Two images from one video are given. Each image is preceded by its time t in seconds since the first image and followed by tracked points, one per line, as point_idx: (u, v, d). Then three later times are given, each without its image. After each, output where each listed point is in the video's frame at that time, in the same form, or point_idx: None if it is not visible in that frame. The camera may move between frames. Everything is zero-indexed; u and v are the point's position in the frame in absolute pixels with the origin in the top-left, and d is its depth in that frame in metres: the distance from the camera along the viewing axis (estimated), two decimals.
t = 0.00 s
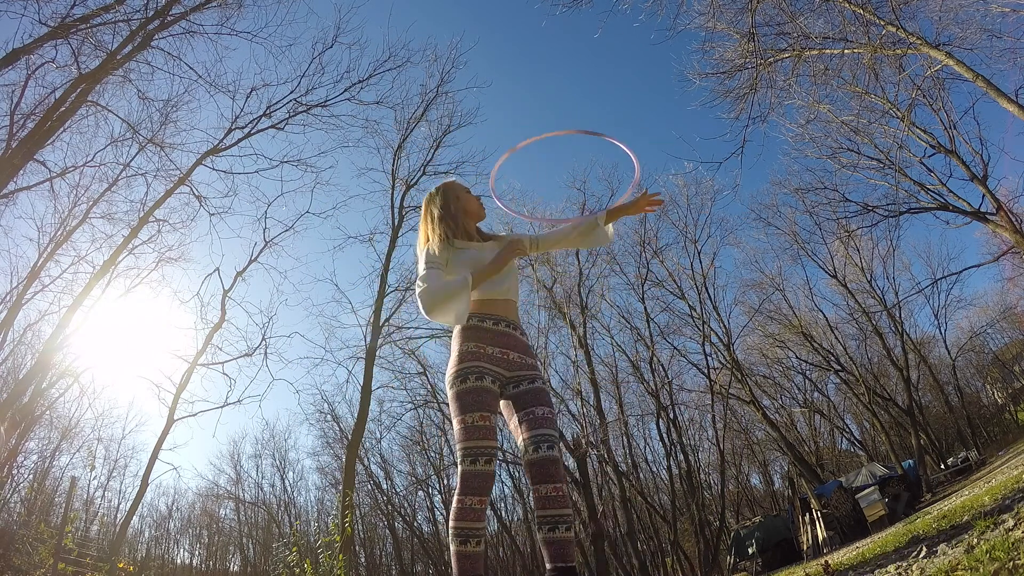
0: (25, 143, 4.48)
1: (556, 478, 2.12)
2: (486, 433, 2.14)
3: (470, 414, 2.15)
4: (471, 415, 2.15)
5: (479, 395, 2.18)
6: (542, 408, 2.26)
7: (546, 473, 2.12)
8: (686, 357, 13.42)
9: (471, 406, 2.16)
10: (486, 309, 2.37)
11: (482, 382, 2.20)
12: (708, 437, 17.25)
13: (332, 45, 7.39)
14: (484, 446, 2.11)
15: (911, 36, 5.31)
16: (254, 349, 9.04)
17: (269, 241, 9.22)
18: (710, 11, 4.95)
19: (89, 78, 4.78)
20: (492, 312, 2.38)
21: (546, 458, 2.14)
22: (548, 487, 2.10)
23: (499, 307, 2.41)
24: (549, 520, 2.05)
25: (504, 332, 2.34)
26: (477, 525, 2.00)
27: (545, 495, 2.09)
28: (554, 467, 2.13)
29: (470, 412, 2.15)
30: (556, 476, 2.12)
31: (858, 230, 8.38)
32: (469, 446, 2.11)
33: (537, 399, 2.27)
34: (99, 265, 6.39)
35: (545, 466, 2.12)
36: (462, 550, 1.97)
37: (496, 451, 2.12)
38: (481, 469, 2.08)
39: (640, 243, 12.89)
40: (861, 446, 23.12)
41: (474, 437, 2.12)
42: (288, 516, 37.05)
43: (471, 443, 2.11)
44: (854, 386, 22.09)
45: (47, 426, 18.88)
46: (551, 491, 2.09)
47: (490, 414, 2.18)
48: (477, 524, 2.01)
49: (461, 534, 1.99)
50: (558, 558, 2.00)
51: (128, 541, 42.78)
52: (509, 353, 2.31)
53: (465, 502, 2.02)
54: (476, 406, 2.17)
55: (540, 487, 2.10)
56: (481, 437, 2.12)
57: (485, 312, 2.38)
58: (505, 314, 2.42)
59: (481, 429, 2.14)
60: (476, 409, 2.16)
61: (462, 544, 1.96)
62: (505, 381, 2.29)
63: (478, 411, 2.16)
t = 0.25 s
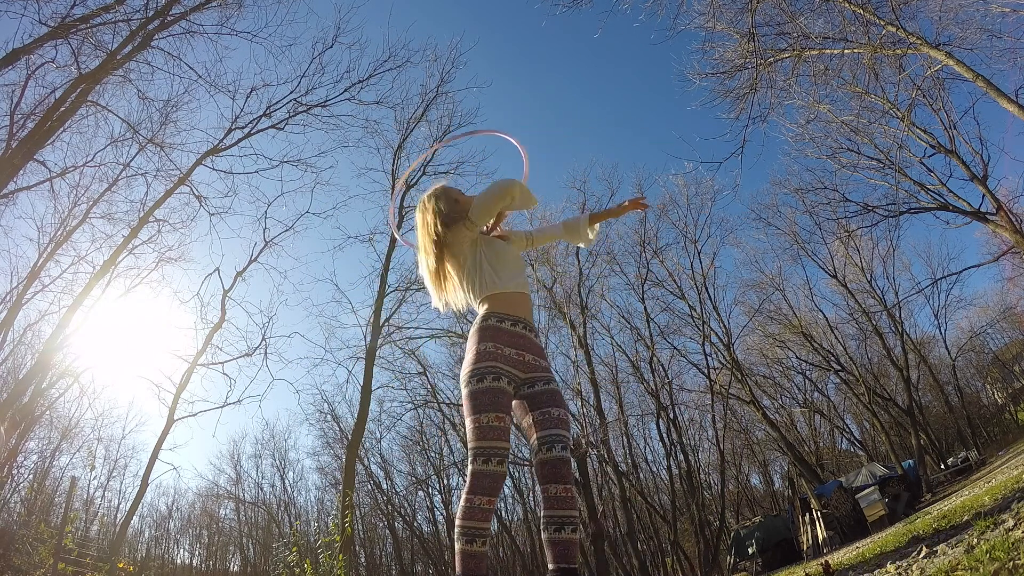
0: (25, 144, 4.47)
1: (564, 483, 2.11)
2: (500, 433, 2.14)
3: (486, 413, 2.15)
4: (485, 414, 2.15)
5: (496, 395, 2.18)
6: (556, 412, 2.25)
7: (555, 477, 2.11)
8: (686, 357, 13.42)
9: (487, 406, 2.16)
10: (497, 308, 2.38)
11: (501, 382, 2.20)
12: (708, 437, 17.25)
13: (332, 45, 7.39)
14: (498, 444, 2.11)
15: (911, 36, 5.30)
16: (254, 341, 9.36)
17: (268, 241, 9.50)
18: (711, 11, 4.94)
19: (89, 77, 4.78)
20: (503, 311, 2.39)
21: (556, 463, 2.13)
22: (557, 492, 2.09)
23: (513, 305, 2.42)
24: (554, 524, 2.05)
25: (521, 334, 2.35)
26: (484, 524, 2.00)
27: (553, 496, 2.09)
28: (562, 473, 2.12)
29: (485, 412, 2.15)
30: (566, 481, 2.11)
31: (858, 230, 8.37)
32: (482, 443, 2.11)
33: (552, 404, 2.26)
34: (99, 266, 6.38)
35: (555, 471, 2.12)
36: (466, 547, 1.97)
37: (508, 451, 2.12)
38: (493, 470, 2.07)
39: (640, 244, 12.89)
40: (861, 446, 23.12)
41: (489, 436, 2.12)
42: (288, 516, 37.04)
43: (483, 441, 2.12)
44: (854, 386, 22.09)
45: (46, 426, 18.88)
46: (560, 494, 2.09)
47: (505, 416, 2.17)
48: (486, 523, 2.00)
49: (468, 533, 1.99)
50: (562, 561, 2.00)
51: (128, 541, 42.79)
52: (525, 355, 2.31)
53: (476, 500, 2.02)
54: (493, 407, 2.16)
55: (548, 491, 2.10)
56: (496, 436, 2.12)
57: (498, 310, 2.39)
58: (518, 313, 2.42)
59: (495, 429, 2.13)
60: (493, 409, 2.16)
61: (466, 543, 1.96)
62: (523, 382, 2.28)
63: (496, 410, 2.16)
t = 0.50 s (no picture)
0: (25, 143, 4.48)
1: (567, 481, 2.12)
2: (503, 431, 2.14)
3: (489, 409, 2.14)
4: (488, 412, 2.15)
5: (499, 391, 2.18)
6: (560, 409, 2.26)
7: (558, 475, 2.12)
8: (686, 357, 13.42)
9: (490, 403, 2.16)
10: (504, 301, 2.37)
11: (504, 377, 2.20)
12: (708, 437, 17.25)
13: (332, 45, 7.38)
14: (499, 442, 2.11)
15: (911, 36, 5.31)
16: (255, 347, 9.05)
17: (269, 241, 9.28)
18: (710, 11, 4.94)
19: (89, 77, 4.78)
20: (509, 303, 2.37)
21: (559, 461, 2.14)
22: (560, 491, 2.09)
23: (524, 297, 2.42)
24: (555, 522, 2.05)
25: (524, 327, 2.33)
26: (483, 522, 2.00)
27: (555, 496, 2.10)
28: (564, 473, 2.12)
29: (489, 409, 2.14)
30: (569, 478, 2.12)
31: (858, 230, 8.37)
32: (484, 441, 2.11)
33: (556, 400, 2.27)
34: (99, 266, 6.38)
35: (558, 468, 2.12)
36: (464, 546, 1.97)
37: (510, 449, 2.13)
38: (496, 468, 2.07)
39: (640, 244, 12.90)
40: (861, 446, 23.12)
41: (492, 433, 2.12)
42: (288, 516, 37.05)
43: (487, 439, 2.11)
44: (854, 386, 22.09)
45: (47, 426, 18.89)
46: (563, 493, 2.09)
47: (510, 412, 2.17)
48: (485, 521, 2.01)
49: (468, 531, 1.99)
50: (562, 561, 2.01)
51: (128, 541, 42.82)
52: (529, 350, 2.30)
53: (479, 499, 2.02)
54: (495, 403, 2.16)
55: (551, 489, 2.10)
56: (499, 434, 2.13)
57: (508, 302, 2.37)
58: (527, 305, 2.41)
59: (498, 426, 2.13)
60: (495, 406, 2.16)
61: (466, 542, 1.96)
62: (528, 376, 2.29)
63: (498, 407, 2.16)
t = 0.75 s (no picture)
0: (25, 143, 4.47)
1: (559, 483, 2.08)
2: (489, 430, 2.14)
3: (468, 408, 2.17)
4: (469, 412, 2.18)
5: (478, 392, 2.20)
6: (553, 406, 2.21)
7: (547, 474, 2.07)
8: (686, 357, 13.43)
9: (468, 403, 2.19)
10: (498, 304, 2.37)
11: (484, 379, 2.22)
12: (708, 437, 17.25)
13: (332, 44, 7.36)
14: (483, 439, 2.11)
15: (911, 36, 5.31)
16: (251, 347, 9.08)
17: (268, 240, 9.13)
18: (711, 11, 4.94)
19: (89, 78, 4.78)
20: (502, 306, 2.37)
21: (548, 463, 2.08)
22: (551, 493, 2.06)
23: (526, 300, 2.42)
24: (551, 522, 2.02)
25: (528, 327, 2.36)
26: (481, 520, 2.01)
27: (548, 501, 2.06)
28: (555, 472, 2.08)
29: (466, 409, 2.17)
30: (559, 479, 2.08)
31: (858, 230, 8.37)
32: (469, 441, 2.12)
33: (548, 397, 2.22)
34: (99, 265, 6.38)
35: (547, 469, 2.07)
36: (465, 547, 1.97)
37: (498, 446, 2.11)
38: (484, 466, 2.07)
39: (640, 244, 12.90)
40: (861, 446, 23.11)
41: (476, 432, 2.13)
42: (288, 517, 37.05)
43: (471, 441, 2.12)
44: (854, 386, 22.09)
45: (47, 426, 18.88)
46: (556, 495, 2.06)
47: (490, 408, 2.18)
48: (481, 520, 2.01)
49: (465, 532, 2.00)
50: (558, 565, 2.00)
51: (128, 541, 42.83)
52: (506, 348, 2.28)
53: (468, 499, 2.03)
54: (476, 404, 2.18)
55: (542, 493, 2.07)
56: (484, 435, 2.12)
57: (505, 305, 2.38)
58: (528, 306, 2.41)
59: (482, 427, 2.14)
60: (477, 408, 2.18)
61: (464, 543, 1.97)
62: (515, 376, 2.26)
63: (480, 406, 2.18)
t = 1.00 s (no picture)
0: (25, 143, 4.47)
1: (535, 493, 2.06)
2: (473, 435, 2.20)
3: (453, 412, 2.29)
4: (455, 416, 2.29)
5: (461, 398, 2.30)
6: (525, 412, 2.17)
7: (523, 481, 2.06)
8: (686, 357, 13.43)
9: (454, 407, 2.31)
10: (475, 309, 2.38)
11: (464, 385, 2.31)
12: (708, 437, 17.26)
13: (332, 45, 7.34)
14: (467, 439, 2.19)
15: (911, 36, 5.31)
16: (252, 350, 8.52)
17: (269, 240, 8.69)
18: (711, 11, 4.94)
19: (89, 77, 4.77)
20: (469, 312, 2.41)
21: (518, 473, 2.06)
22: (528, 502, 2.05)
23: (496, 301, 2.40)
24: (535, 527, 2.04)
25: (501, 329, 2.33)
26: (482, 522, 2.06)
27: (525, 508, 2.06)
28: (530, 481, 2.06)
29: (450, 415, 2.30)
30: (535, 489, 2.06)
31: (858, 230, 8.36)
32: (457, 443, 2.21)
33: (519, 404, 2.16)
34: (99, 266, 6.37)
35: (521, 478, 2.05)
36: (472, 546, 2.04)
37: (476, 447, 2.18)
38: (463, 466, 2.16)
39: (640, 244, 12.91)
40: (862, 446, 23.11)
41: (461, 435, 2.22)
42: (288, 517, 37.03)
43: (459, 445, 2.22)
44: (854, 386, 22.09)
45: (47, 426, 18.87)
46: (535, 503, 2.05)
47: (467, 412, 2.26)
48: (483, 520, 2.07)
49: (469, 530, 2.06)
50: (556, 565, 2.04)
51: (128, 541, 42.81)
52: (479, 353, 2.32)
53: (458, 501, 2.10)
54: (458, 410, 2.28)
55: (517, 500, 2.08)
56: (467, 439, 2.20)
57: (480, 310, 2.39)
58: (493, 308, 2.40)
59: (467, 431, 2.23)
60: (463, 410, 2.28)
61: (474, 538, 2.03)
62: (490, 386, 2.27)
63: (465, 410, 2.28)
